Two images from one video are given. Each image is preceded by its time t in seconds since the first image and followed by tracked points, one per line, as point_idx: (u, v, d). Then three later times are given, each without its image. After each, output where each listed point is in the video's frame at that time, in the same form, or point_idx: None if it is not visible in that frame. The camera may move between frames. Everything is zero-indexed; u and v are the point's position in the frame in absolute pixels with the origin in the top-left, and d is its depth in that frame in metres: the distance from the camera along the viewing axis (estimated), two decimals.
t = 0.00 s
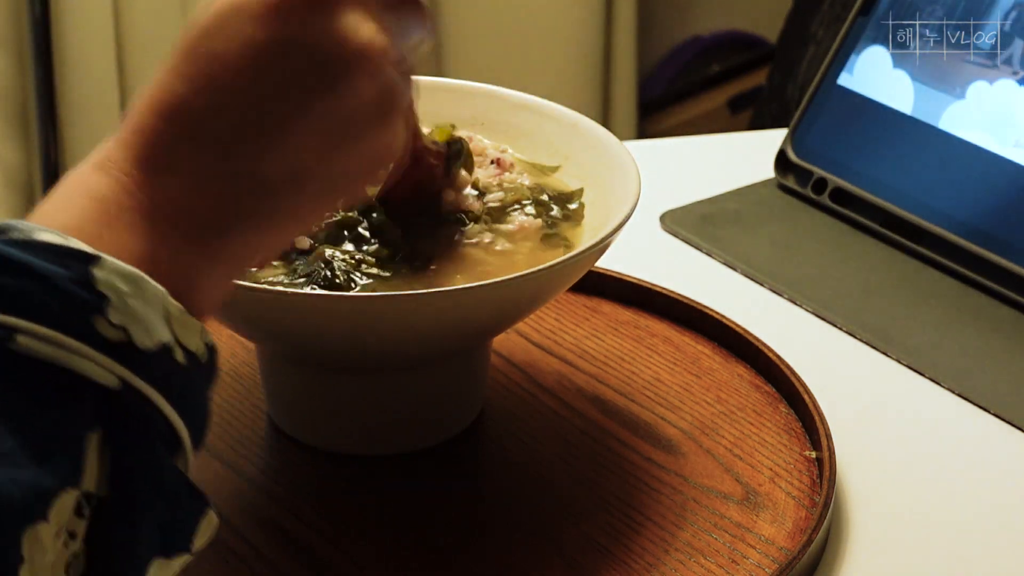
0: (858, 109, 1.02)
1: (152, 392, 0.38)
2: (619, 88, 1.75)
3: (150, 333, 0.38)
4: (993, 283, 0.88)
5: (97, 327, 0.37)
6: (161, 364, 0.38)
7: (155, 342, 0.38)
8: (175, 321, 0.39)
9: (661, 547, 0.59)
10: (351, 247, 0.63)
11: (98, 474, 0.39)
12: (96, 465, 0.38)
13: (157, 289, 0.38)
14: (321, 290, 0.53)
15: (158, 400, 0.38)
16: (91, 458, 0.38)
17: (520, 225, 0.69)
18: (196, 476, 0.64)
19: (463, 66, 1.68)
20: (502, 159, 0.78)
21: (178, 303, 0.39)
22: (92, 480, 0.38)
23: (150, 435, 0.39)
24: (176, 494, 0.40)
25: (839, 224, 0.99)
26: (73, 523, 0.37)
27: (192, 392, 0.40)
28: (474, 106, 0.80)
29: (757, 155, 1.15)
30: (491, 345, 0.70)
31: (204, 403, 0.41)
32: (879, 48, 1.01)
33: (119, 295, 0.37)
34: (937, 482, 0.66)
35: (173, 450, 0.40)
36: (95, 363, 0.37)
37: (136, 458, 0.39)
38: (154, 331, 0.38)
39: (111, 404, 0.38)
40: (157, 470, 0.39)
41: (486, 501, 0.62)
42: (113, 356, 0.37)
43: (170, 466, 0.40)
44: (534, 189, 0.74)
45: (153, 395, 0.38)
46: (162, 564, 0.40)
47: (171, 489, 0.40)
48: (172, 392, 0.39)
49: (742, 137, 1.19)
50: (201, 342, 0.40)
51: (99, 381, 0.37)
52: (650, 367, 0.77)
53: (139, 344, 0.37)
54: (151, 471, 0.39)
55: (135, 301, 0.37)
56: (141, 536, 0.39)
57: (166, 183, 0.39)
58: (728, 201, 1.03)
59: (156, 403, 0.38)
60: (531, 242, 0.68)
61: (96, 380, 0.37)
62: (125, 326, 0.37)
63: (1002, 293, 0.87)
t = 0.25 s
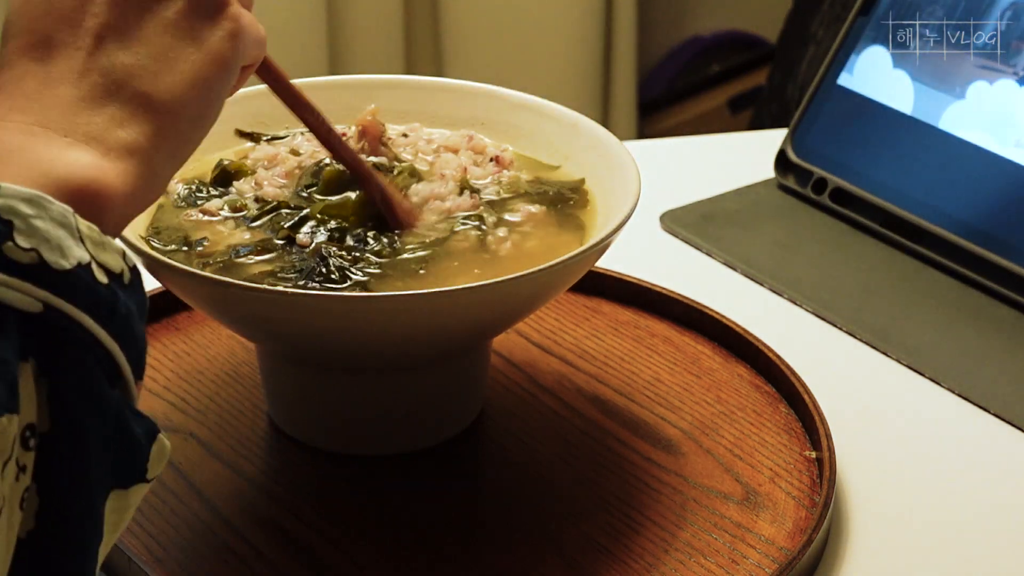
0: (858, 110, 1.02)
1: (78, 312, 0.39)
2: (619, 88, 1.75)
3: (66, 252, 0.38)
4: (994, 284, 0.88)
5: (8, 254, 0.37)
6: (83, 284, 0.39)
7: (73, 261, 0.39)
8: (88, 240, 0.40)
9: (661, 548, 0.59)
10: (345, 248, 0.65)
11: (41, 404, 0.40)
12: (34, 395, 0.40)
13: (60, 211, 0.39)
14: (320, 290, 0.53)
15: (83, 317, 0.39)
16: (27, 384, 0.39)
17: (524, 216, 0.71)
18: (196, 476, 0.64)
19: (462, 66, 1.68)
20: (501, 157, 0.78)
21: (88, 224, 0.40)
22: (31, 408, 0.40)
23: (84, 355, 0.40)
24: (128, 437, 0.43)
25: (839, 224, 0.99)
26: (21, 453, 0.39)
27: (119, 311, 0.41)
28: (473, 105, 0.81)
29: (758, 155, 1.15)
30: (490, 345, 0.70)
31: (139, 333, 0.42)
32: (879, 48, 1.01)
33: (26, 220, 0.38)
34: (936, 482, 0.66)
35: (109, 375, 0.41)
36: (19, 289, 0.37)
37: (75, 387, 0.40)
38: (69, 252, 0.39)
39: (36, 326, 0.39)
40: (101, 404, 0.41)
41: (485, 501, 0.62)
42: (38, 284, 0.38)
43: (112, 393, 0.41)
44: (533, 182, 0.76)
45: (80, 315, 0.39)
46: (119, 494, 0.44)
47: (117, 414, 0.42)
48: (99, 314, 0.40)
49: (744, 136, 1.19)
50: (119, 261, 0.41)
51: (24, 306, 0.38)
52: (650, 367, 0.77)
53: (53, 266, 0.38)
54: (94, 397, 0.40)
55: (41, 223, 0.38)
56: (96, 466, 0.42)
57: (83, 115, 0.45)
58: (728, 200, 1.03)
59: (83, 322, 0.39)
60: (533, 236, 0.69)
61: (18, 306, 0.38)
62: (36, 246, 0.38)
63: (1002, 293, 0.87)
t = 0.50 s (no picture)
0: (859, 110, 1.02)
1: (26, 329, 0.39)
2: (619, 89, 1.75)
3: (15, 271, 0.39)
4: (994, 283, 0.88)
5: None
6: (30, 302, 0.40)
7: (22, 281, 0.40)
8: (32, 262, 0.41)
9: (661, 547, 0.59)
10: (350, 245, 0.66)
11: None
12: None
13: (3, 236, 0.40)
14: (320, 290, 0.53)
15: (28, 333, 0.39)
16: None
17: (505, 216, 0.72)
18: (196, 476, 0.64)
19: (462, 67, 1.68)
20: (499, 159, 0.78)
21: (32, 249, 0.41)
22: None
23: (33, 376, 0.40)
24: (78, 461, 0.43)
25: (839, 224, 0.99)
26: None
27: (62, 334, 0.41)
28: (472, 105, 0.81)
29: (758, 155, 1.15)
30: (490, 345, 0.70)
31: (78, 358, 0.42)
32: (879, 48, 1.01)
33: None
34: (936, 481, 0.66)
35: (55, 398, 0.41)
36: None
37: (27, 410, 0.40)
38: (18, 271, 0.40)
39: None
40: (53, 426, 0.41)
41: (485, 502, 0.62)
42: None
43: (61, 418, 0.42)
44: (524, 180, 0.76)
45: (28, 331, 0.39)
46: (63, 520, 0.44)
47: (64, 438, 0.42)
48: (44, 333, 0.40)
49: (743, 137, 1.19)
50: (62, 285, 0.42)
51: None
52: (650, 367, 0.77)
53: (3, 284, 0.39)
54: (43, 420, 0.41)
55: None
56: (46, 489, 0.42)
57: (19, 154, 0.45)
58: (728, 200, 1.03)
59: (28, 338, 0.39)
60: (527, 237, 0.70)
61: None
62: None
63: (1002, 293, 0.87)
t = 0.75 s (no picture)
0: (859, 110, 1.02)
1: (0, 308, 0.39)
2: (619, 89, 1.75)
3: None
4: (994, 283, 0.88)
5: None
6: (4, 279, 0.39)
7: None
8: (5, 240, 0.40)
9: (661, 547, 0.59)
10: (356, 246, 0.66)
11: None
12: None
13: None
14: (321, 291, 0.53)
15: (4, 313, 0.39)
16: None
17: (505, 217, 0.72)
18: (196, 476, 0.64)
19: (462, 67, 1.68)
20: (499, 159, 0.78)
21: (7, 227, 0.41)
22: None
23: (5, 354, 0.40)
24: (56, 441, 0.43)
25: (839, 224, 0.99)
26: None
27: (38, 312, 0.41)
28: (472, 105, 0.81)
29: (757, 155, 1.15)
30: (490, 345, 0.70)
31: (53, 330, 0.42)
32: (879, 48, 1.01)
33: None
34: (936, 481, 0.66)
35: (31, 373, 0.41)
36: None
37: None
38: None
39: None
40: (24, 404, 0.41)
41: (486, 501, 0.62)
42: None
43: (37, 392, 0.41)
44: (525, 179, 0.76)
45: None
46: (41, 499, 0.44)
47: (38, 415, 0.42)
48: (19, 311, 0.40)
49: (743, 137, 1.19)
50: (37, 265, 0.42)
51: None
52: (650, 367, 0.77)
53: None
54: (20, 396, 0.41)
55: None
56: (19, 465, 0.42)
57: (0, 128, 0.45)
58: (728, 200, 1.03)
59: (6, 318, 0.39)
60: (529, 238, 0.70)
61: None
62: None
63: (1002, 293, 0.87)
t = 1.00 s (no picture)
0: (859, 110, 1.02)
1: (65, 227, 0.37)
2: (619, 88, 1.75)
3: (51, 166, 0.36)
4: (993, 283, 0.88)
5: None
6: (69, 196, 0.37)
7: (59, 175, 0.36)
8: (71, 150, 0.37)
9: (661, 547, 0.59)
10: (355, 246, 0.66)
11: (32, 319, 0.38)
12: (25, 314, 0.38)
13: (42, 119, 0.36)
14: (322, 291, 0.54)
15: (69, 230, 0.37)
16: (19, 304, 0.38)
17: (508, 218, 0.72)
18: (196, 475, 0.64)
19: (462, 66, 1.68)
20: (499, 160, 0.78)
21: (71, 128, 0.38)
22: (26, 328, 0.38)
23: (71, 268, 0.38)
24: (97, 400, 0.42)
25: (839, 224, 0.99)
26: (18, 372, 0.38)
27: (107, 217, 0.39)
28: (472, 105, 0.81)
29: (757, 155, 1.15)
30: (490, 345, 0.70)
31: (126, 229, 0.40)
32: (879, 48, 1.01)
33: (7, 134, 0.35)
34: (936, 481, 0.66)
35: (102, 281, 0.40)
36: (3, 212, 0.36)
37: (65, 304, 0.38)
38: (53, 166, 0.36)
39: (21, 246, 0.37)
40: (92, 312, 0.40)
41: (486, 501, 0.62)
42: (20, 199, 0.36)
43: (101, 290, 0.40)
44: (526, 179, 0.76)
45: (67, 229, 0.37)
46: (119, 397, 0.42)
47: (110, 319, 0.40)
48: (85, 224, 0.38)
49: (743, 137, 1.19)
50: (104, 167, 0.39)
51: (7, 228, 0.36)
52: (650, 367, 0.77)
53: (42, 182, 0.36)
54: (90, 310, 0.39)
55: (25, 137, 0.35)
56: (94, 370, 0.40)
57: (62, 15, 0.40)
58: (728, 200, 1.03)
59: (74, 238, 0.38)
60: (532, 237, 0.70)
61: (4, 225, 0.36)
62: (20, 164, 0.35)
63: (1001, 293, 0.87)
